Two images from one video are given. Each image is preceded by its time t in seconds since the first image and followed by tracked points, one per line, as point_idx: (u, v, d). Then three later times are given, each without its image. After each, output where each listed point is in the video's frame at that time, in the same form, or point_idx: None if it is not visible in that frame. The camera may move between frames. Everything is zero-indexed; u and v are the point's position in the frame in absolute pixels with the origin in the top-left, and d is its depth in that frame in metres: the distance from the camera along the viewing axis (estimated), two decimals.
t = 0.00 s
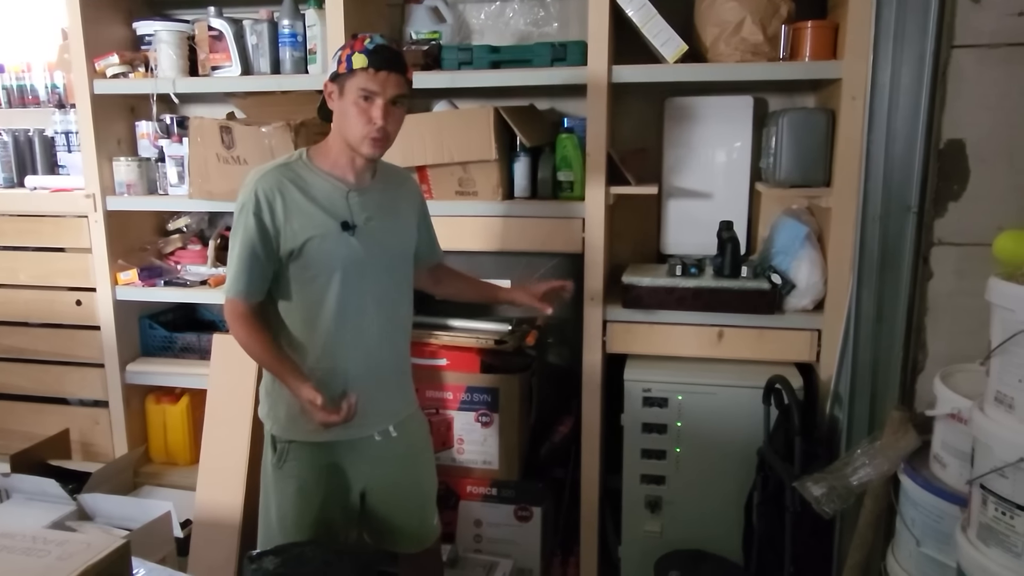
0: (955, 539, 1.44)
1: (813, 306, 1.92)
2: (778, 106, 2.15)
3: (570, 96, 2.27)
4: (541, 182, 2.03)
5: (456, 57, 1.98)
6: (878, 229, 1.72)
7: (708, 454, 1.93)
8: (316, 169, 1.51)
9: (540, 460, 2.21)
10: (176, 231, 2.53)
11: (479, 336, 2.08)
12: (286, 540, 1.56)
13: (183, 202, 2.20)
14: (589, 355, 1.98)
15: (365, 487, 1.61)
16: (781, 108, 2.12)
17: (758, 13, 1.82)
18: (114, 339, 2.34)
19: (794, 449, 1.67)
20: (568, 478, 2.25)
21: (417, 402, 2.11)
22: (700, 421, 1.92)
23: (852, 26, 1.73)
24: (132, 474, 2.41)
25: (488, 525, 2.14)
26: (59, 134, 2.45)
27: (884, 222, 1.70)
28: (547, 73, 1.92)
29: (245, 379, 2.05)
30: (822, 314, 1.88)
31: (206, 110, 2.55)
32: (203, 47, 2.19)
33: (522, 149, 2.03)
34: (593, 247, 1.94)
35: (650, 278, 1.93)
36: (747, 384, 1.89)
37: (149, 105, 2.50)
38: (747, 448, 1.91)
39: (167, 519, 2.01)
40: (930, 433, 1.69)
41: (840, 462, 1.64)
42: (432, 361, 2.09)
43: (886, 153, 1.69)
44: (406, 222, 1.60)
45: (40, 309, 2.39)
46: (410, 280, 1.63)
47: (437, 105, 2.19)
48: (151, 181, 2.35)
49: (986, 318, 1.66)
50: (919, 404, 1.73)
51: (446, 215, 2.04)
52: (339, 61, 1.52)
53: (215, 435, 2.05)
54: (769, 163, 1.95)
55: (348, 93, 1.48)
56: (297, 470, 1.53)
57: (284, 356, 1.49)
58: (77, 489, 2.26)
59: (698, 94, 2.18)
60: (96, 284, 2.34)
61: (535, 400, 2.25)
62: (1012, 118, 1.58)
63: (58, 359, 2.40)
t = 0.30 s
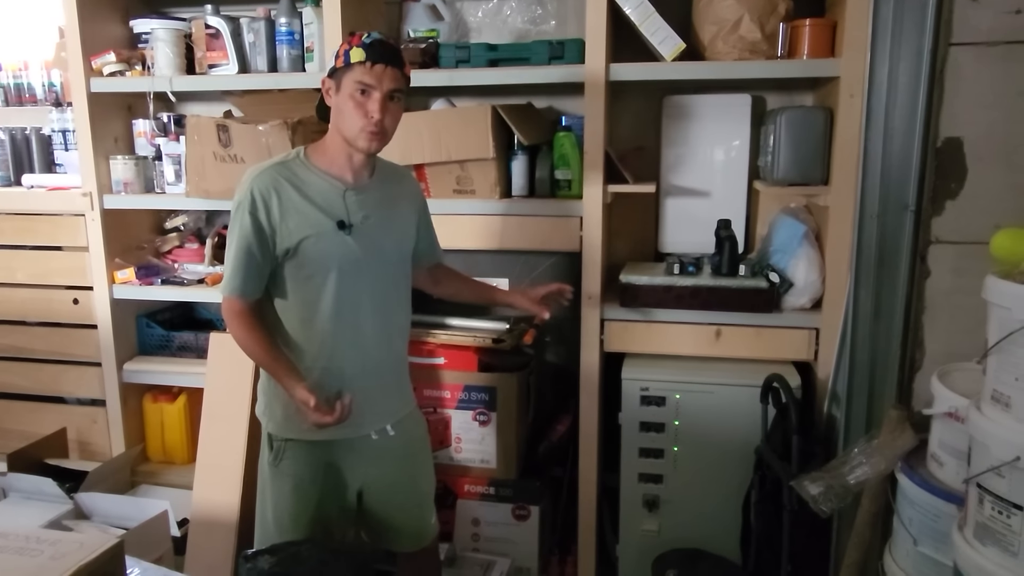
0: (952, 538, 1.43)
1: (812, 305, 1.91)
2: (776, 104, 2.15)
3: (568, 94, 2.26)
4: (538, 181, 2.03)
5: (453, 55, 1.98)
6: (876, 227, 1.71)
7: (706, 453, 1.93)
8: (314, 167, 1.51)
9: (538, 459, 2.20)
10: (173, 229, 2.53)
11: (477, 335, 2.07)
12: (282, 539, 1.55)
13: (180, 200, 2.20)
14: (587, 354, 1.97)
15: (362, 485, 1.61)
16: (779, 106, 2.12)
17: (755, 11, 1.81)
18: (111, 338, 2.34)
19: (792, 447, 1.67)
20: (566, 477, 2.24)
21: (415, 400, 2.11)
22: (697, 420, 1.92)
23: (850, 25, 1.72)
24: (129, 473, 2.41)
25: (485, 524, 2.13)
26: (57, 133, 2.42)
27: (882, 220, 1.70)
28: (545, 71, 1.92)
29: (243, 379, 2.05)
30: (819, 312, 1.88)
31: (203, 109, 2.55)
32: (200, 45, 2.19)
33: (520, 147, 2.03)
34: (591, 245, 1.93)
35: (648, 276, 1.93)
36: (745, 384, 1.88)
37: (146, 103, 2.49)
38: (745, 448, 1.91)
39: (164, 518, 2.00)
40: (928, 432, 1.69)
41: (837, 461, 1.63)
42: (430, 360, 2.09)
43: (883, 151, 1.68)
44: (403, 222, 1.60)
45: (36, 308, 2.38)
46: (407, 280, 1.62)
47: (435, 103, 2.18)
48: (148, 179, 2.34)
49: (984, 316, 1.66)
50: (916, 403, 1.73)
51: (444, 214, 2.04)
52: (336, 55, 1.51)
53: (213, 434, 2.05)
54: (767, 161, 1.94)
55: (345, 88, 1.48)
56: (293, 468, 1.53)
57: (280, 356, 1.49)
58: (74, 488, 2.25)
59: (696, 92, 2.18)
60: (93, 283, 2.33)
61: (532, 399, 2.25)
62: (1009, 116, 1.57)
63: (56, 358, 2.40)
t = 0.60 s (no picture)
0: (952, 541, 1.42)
1: (812, 305, 1.90)
2: (776, 104, 2.14)
3: (567, 92, 2.25)
4: (537, 180, 2.01)
5: (452, 53, 1.97)
6: (876, 227, 1.71)
7: (705, 453, 1.92)
8: (319, 165, 1.50)
9: (536, 459, 2.19)
10: (171, 227, 2.53)
11: (475, 335, 2.05)
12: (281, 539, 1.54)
13: (177, 198, 2.19)
14: (585, 354, 1.96)
15: (362, 484, 1.60)
16: (779, 105, 2.11)
17: (756, 9, 1.80)
18: (108, 337, 2.33)
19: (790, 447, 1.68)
20: (565, 476, 2.23)
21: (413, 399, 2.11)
22: (696, 420, 1.91)
23: (850, 24, 1.71)
24: (126, 472, 2.40)
25: (483, 524, 2.13)
26: (54, 130, 2.41)
27: (882, 219, 1.70)
28: (544, 70, 1.91)
29: (239, 379, 2.03)
30: (819, 312, 1.87)
31: (201, 107, 2.54)
32: (197, 43, 2.18)
33: (519, 145, 2.01)
34: (590, 244, 1.92)
35: (647, 276, 1.92)
36: (744, 384, 1.87)
37: (143, 101, 2.48)
38: (744, 449, 1.90)
39: (159, 518, 2.00)
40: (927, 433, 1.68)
41: (836, 462, 1.62)
42: (428, 360, 2.08)
43: (884, 151, 1.68)
44: (406, 221, 1.59)
45: (33, 306, 2.37)
46: (410, 280, 1.61)
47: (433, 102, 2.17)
48: (145, 177, 2.33)
49: (985, 317, 1.65)
50: (916, 404, 1.72)
51: (442, 214, 2.02)
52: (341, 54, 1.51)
53: (209, 433, 2.04)
54: (767, 160, 1.93)
55: (350, 86, 1.48)
56: (294, 468, 1.52)
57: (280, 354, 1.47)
58: (70, 488, 2.24)
59: (696, 91, 2.17)
60: (90, 282, 2.32)
61: (531, 399, 2.24)
62: (1010, 115, 1.56)
63: (53, 356, 2.39)
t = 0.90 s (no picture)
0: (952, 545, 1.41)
1: (811, 305, 1.88)
2: (775, 102, 2.12)
3: (565, 91, 2.23)
4: (535, 179, 2.00)
5: (449, 51, 1.95)
6: (876, 227, 1.69)
7: (704, 454, 1.90)
8: (341, 161, 1.46)
9: (535, 460, 2.16)
10: (166, 227, 2.51)
11: (472, 335, 2.04)
12: (299, 538, 1.52)
13: (172, 198, 2.18)
14: (583, 354, 1.95)
15: (382, 482, 1.57)
16: (778, 104, 2.09)
17: (755, 7, 1.79)
18: (103, 337, 2.32)
19: (789, 450, 1.62)
20: (564, 477, 2.20)
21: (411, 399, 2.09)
22: (694, 422, 1.89)
23: (850, 22, 1.67)
24: (122, 473, 2.38)
25: (481, 526, 2.11)
26: (48, 129, 2.41)
27: (882, 219, 1.68)
28: (541, 68, 1.89)
29: (234, 380, 2.01)
30: (819, 313, 1.84)
31: (197, 105, 2.52)
32: (193, 41, 2.16)
33: (516, 145, 2.00)
34: (587, 244, 1.91)
35: (646, 276, 1.90)
36: (742, 385, 1.86)
37: (138, 100, 2.47)
38: (743, 450, 1.88)
39: (154, 520, 1.98)
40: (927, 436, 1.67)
41: (835, 465, 1.61)
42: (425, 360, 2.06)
43: (884, 150, 1.66)
44: (425, 219, 1.56)
45: (27, 306, 2.36)
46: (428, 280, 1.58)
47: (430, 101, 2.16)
48: (140, 177, 2.32)
49: (984, 319, 1.64)
50: (917, 406, 1.71)
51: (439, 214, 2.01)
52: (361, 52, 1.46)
53: (203, 434, 2.02)
54: (766, 160, 1.92)
55: (371, 85, 1.44)
56: (313, 466, 1.49)
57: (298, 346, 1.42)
58: (65, 489, 2.23)
59: (695, 89, 2.15)
60: (85, 281, 2.31)
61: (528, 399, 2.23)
62: (1011, 114, 1.55)
63: (48, 357, 2.38)
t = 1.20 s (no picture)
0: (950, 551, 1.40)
1: (809, 308, 1.87)
2: (774, 104, 2.11)
3: (562, 92, 2.22)
4: (531, 182, 1.99)
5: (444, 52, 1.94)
6: (874, 229, 1.68)
7: (701, 458, 1.89)
8: (377, 161, 1.47)
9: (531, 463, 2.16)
10: (162, 229, 2.50)
11: (471, 338, 2.09)
12: (319, 536, 1.51)
13: (167, 200, 2.16)
14: (579, 357, 1.93)
15: (402, 480, 1.56)
16: (777, 106, 2.08)
17: (753, 8, 1.77)
18: (97, 340, 2.31)
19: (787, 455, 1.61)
20: (561, 480, 2.18)
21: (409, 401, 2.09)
22: (692, 425, 1.88)
23: (847, 20, 1.67)
24: (117, 476, 2.37)
25: (478, 530, 2.08)
26: (44, 131, 2.40)
27: (880, 220, 1.66)
28: (537, 69, 1.88)
29: (229, 383, 2.00)
30: (817, 315, 1.83)
31: (192, 107, 2.51)
32: (187, 42, 2.15)
33: (513, 146, 1.98)
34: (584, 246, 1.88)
35: (643, 278, 1.89)
36: (740, 388, 1.84)
37: (133, 101, 2.46)
38: (740, 454, 1.87)
39: (148, 524, 1.97)
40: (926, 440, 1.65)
41: (833, 470, 1.60)
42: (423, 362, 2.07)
43: (881, 152, 1.65)
44: (454, 219, 1.56)
45: (22, 308, 2.35)
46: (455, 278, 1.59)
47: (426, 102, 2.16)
48: (135, 179, 2.30)
49: (984, 323, 1.63)
50: (915, 411, 1.69)
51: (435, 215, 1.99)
52: (398, 53, 1.47)
53: (197, 437, 2.01)
54: (764, 161, 1.90)
55: (411, 86, 1.44)
56: (338, 463, 1.49)
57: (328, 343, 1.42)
58: (59, 493, 2.22)
59: (693, 90, 2.14)
60: (79, 284, 2.30)
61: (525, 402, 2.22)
62: (1011, 115, 1.54)
63: (42, 359, 2.36)
